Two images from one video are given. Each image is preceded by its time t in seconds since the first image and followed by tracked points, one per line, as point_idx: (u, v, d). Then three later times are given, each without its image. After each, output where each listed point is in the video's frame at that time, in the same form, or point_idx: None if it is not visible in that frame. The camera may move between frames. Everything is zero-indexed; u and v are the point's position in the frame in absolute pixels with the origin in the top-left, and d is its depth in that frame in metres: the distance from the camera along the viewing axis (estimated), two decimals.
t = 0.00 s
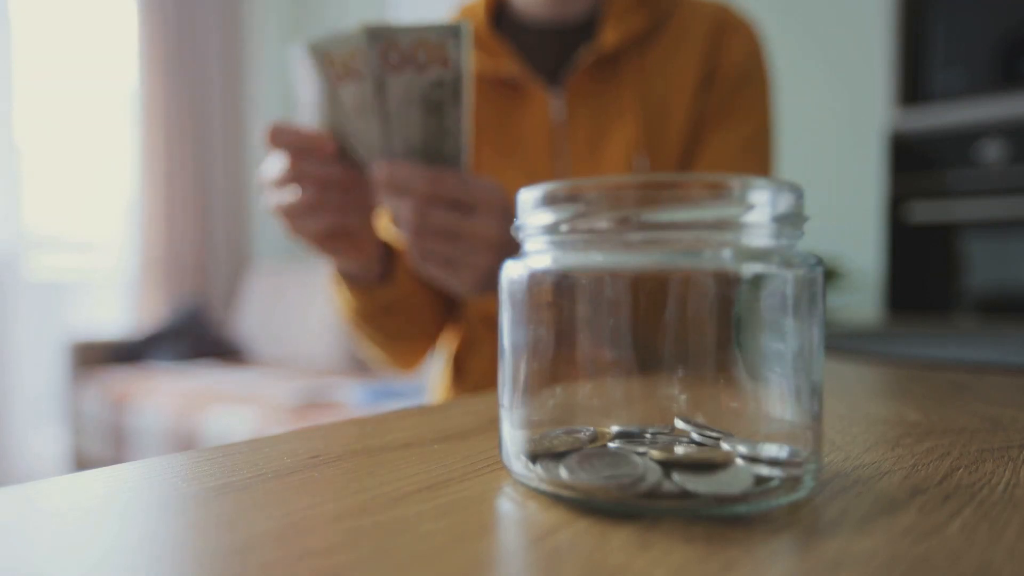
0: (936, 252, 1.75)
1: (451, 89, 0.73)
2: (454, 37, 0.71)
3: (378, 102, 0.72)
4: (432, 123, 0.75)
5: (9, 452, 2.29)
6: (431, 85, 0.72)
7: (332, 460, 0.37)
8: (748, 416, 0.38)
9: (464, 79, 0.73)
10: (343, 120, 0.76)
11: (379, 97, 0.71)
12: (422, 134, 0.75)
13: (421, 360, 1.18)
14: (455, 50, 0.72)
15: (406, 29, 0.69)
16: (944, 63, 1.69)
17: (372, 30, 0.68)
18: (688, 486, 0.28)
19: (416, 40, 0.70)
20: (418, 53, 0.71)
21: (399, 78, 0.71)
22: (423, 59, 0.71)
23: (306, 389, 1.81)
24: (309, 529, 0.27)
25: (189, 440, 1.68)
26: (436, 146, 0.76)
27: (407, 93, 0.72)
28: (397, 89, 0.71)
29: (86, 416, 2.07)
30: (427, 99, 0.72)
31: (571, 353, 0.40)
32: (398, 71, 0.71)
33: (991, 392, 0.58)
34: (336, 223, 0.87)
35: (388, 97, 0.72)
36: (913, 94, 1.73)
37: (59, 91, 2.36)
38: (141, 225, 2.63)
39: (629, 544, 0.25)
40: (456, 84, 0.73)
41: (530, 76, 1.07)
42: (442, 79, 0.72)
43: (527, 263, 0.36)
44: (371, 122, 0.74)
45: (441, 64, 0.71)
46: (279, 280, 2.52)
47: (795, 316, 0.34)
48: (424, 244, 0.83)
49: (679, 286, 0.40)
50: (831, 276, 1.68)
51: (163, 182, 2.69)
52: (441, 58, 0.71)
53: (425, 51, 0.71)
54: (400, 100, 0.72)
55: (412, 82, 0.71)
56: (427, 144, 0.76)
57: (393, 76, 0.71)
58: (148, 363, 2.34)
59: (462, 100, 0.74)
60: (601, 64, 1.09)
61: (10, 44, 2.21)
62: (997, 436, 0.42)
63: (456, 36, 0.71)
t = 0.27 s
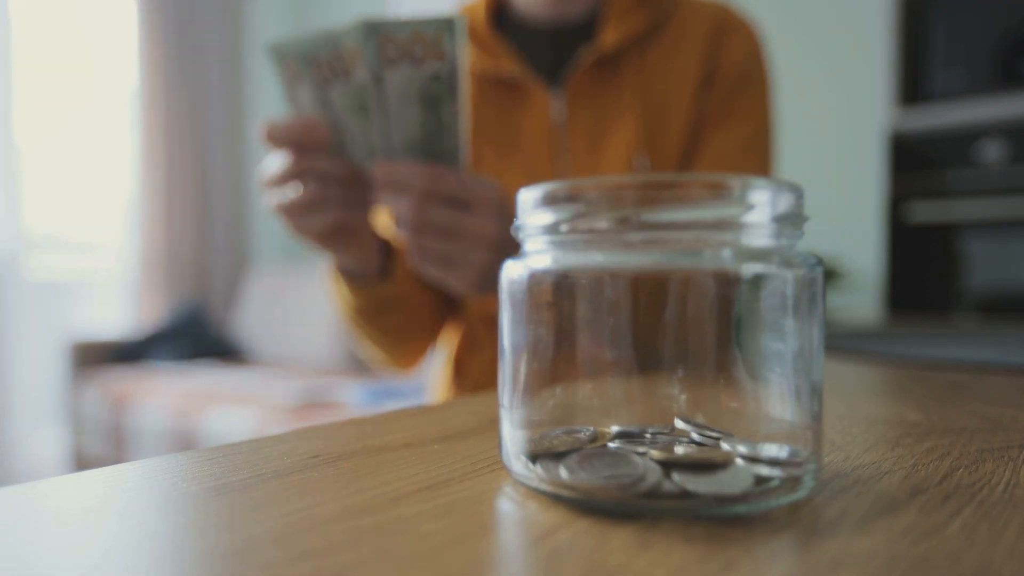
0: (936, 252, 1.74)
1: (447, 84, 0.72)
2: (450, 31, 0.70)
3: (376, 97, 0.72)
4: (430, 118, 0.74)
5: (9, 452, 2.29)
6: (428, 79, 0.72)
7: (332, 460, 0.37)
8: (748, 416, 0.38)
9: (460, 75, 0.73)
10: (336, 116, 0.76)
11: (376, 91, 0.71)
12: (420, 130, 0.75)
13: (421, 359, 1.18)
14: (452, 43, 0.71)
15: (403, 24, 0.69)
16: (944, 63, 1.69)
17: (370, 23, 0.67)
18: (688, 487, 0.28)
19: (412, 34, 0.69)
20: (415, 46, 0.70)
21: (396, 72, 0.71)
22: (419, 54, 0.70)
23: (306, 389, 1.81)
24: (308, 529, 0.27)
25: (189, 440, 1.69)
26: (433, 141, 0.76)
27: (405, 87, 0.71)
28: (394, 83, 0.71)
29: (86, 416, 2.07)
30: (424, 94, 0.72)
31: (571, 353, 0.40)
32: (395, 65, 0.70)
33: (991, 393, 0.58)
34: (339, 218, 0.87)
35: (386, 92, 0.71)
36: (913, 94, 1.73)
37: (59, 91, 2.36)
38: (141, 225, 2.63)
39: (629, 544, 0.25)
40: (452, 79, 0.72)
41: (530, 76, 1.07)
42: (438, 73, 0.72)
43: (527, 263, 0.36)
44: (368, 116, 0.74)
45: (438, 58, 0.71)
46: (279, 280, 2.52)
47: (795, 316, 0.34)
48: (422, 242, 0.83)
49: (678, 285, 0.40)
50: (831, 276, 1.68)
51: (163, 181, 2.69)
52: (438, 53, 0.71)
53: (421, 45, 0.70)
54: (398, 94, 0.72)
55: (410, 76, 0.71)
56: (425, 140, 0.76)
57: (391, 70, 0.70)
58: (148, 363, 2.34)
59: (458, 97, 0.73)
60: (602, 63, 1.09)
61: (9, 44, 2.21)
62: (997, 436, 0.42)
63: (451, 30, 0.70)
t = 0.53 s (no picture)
0: (936, 252, 1.74)
1: (440, 80, 0.76)
2: (441, 28, 0.75)
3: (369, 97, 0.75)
4: (425, 115, 0.77)
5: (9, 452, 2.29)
6: (420, 78, 0.75)
7: (332, 460, 0.37)
8: (748, 416, 0.38)
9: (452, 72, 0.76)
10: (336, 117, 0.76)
11: (369, 88, 0.75)
12: (414, 127, 0.77)
13: (421, 360, 1.18)
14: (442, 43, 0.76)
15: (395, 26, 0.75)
16: (944, 63, 1.69)
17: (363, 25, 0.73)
18: (688, 486, 0.28)
19: (405, 35, 0.75)
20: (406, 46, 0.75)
21: (389, 72, 0.75)
22: (411, 52, 0.75)
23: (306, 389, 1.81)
24: (307, 529, 0.27)
25: (189, 440, 1.69)
26: (428, 140, 0.78)
27: (398, 84, 0.75)
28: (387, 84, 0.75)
29: (86, 416, 2.07)
30: (417, 91, 0.75)
31: (571, 353, 0.40)
32: (387, 65, 0.74)
33: (990, 393, 0.58)
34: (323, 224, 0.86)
35: (378, 89, 0.75)
36: (913, 94, 1.73)
37: (59, 91, 2.36)
38: (142, 225, 2.63)
39: (629, 544, 0.25)
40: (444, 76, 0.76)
41: (530, 76, 1.07)
42: (430, 71, 0.75)
43: (527, 263, 0.36)
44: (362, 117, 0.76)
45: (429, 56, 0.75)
46: (279, 280, 2.52)
47: (795, 316, 0.34)
48: (419, 241, 0.83)
49: (678, 285, 0.40)
50: (831, 276, 1.68)
51: (163, 182, 2.69)
52: (429, 51, 0.75)
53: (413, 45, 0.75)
54: (391, 93, 0.75)
55: (402, 73, 0.75)
56: (421, 139, 0.77)
57: (383, 70, 0.74)
58: (148, 363, 2.34)
59: (451, 92, 0.76)
60: (602, 63, 1.09)
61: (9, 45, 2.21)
62: (997, 436, 0.42)
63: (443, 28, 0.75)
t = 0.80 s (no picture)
0: (936, 252, 1.74)
1: (443, 86, 0.74)
2: (445, 34, 0.72)
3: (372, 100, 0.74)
4: (426, 118, 0.76)
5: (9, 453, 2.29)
6: (424, 82, 0.74)
7: (332, 460, 0.37)
8: (748, 417, 0.38)
9: (455, 77, 0.74)
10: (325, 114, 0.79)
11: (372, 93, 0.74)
12: (416, 131, 0.77)
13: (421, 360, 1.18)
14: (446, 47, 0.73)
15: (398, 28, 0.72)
16: (944, 63, 1.69)
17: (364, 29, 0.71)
18: (688, 486, 0.28)
19: (407, 38, 0.72)
20: (409, 50, 0.73)
21: (392, 78, 0.73)
22: (415, 57, 0.73)
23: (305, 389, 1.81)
24: (307, 528, 0.27)
25: (188, 440, 1.69)
26: (430, 144, 0.78)
27: (399, 91, 0.74)
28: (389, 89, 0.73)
29: (86, 416, 2.07)
30: (419, 97, 0.74)
31: (571, 354, 0.40)
32: (391, 71, 0.73)
33: (991, 393, 0.58)
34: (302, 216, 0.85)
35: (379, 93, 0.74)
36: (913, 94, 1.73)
37: (59, 91, 2.36)
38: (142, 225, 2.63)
39: (629, 543, 0.25)
40: (447, 81, 0.74)
41: (530, 76, 1.07)
42: (433, 76, 0.74)
43: (527, 263, 0.36)
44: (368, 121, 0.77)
45: (433, 60, 0.73)
46: (279, 280, 2.52)
47: (795, 316, 0.34)
48: (420, 246, 0.83)
49: (678, 285, 0.40)
50: (831, 276, 1.68)
51: (163, 182, 2.69)
52: (433, 56, 0.73)
53: (417, 49, 0.73)
54: (394, 100, 0.74)
55: (404, 80, 0.73)
56: (422, 143, 0.77)
57: (387, 76, 0.73)
58: (148, 363, 2.34)
59: (453, 98, 0.75)
60: (601, 63, 1.09)
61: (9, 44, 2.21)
62: (997, 436, 0.42)
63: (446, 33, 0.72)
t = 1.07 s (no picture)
0: (936, 252, 1.74)
1: (454, 86, 0.73)
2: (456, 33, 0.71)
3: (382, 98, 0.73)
4: (437, 117, 0.75)
5: (9, 453, 2.29)
6: (436, 81, 0.73)
7: (332, 460, 0.37)
8: (748, 417, 0.38)
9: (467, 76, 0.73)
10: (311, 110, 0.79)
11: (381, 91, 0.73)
12: (426, 130, 0.76)
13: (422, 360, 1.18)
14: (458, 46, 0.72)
15: (410, 28, 0.71)
16: (944, 63, 1.69)
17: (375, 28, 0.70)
18: (688, 486, 0.28)
19: (419, 38, 0.71)
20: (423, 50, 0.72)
21: (403, 77, 0.72)
22: (427, 56, 0.72)
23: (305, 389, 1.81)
24: (308, 528, 0.27)
25: (188, 440, 1.69)
26: (438, 143, 0.77)
27: (410, 90, 0.73)
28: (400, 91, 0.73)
29: (86, 416, 2.07)
30: (430, 97, 0.73)
31: (571, 354, 0.40)
32: (401, 71, 0.72)
33: (992, 393, 0.57)
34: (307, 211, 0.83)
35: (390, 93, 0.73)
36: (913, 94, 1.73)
37: (59, 91, 2.36)
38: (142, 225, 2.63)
39: (629, 543, 0.25)
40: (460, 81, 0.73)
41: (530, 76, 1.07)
42: (445, 76, 0.72)
43: (527, 263, 0.36)
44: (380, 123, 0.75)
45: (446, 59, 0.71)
46: (279, 279, 2.52)
47: (795, 316, 0.34)
48: (426, 244, 0.83)
49: (679, 285, 0.40)
50: (831, 276, 1.68)
51: (163, 182, 2.69)
52: (445, 55, 0.72)
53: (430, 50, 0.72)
54: (404, 99, 0.73)
55: (416, 80, 0.72)
56: (431, 142, 0.76)
57: (398, 76, 0.72)
58: (148, 363, 2.34)
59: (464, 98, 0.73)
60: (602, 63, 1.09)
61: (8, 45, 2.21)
62: (997, 436, 0.42)
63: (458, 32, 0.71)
